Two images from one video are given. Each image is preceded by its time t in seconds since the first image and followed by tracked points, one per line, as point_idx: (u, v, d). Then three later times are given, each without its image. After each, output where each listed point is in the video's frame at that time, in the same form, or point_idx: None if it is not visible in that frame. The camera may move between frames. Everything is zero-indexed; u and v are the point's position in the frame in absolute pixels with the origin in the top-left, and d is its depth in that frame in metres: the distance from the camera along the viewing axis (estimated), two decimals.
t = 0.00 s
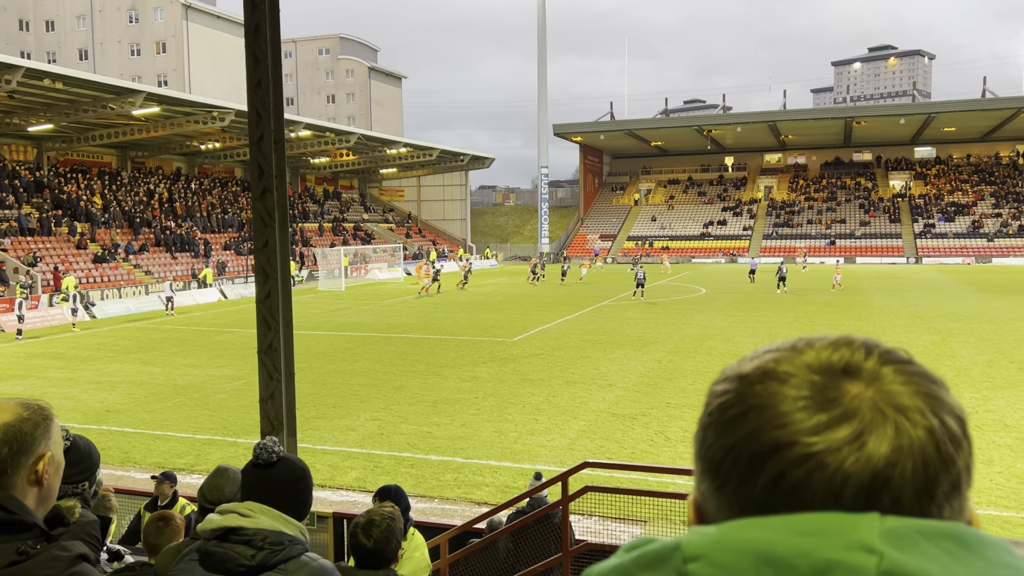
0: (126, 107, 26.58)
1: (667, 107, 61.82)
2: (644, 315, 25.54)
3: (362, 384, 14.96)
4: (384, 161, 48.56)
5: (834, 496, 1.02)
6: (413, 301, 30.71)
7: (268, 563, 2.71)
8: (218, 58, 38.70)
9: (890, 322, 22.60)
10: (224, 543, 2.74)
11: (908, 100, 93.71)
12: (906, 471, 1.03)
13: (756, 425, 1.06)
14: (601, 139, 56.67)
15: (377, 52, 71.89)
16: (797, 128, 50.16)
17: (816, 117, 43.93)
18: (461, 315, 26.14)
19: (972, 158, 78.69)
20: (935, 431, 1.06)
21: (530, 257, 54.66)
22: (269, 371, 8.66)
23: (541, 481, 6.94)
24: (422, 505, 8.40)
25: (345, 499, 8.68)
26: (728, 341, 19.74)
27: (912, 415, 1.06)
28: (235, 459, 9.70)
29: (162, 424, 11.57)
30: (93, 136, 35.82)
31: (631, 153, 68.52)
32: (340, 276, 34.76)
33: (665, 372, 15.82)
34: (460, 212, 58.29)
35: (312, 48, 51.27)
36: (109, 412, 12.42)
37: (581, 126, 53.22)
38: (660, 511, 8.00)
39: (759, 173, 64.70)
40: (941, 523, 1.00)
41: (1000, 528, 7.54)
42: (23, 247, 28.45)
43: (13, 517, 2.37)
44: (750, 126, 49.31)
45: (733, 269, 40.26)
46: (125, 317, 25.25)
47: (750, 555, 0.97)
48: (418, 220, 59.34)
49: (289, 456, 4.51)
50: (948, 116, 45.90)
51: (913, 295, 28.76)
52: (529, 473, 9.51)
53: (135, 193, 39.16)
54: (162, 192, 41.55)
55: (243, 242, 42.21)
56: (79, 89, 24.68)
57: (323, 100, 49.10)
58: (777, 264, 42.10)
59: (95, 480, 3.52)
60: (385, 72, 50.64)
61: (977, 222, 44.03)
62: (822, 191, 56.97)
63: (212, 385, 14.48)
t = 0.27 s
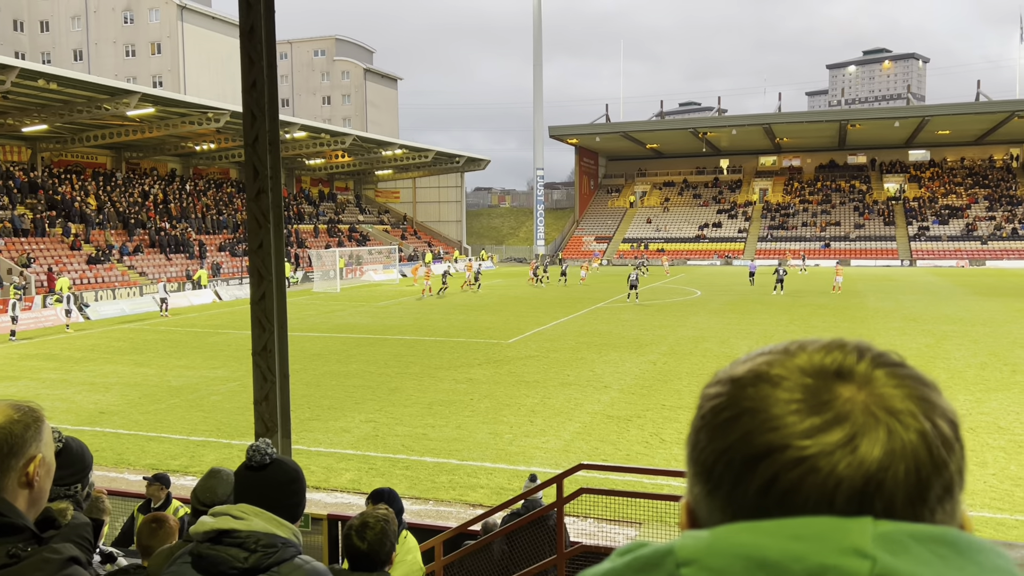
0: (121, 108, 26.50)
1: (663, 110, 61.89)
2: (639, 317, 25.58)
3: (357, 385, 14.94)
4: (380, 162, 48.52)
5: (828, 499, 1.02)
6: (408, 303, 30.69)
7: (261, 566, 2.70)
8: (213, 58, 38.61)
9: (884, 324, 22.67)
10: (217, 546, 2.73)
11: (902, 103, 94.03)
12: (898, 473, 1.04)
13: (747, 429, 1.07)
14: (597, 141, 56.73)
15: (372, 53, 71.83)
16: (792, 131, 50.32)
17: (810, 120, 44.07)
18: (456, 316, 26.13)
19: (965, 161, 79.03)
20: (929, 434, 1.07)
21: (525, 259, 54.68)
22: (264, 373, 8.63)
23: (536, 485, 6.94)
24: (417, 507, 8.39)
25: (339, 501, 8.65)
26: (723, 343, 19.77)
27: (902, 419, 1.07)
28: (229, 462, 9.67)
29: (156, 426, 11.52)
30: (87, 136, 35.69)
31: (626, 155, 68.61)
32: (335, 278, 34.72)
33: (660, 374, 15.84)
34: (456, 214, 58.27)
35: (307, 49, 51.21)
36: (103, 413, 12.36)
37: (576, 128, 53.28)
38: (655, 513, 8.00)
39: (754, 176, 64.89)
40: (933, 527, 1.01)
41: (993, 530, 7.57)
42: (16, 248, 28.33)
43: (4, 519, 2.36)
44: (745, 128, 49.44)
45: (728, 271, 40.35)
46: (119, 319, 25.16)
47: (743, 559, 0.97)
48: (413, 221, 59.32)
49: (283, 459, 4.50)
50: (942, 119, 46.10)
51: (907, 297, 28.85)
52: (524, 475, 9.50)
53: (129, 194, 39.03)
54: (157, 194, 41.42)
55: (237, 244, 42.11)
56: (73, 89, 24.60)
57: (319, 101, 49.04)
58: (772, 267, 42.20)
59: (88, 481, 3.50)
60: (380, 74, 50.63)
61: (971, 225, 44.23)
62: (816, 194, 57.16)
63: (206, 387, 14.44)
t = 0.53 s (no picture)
0: (119, 108, 26.48)
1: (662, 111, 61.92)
2: (637, 319, 25.59)
3: (355, 387, 14.92)
4: (378, 163, 48.53)
5: (834, 500, 1.02)
6: (407, 304, 30.66)
7: (259, 567, 2.70)
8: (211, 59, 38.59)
9: (882, 326, 22.69)
10: (214, 546, 2.73)
11: (900, 105, 94.16)
12: (907, 475, 1.04)
13: (755, 427, 1.06)
14: (596, 143, 56.73)
15: (371, 54, 71.83)
16: (791, 133, 50.36)
17: (809, 122, 44.13)
18: (455, 318, 26.12)
19: (963, 164, 79.22)
20: (935, 434, 1.07)
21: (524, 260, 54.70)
22: (261, 374, 8.61)
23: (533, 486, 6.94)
24: (415, 508, 8.37)
25: (337, 502, 8.64)
26: (721, 345, 19.78)
27: (911, 417, 1.07)
28: (227, 463, 9.66)
29: (154, 426, 11.51)
30: (86, 136, 35.66)
31: (625, 156, 68.63)
32: (334, 279, 34.70)
33: (658, 375, 15.85)
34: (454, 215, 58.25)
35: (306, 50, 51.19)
36: (100, 414, 12.34)
37: (575, 130, 53.32)
38: (654, 515, 8.01)
39: (753, 178, 64.92)
40: (940, 528, 1.01)
41: (992, 532, 7.58)
42: (14, 248, 28.28)
43: None
44: (744, 130, 49.47)
45: (726, 273, 40.40)
46: (117, 319, 25.13)
47: (751, 558, 0.97)
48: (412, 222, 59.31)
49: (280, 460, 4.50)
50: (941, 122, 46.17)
51: (905, 300, 28.88)
52: (522, 476, 9.50)
53: (127, 194, 38.97)
54: (155, 194, 41.37)
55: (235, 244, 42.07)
56: (71, 89, 24.56)
57: (317, 102, 49.01)
58: (771, 269, 42.24)
59: (85, 482, 3.49)
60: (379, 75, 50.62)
61: (969, 228, 44.33)
62: (815, 196, 57.19)
63: (204, 388, 14.42)
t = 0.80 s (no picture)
0: (122, 108, 26.54)
1: (664, 113, 61.96)
2: (638, 320, 25.59)
3: (356, 387, 14.93)
4: (380, 164, 48.56)
5: (842, 505, 1.02)
6: (408, 305, 30.69)
7: (260, 567, 2.69)
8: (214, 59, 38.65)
9: (884, 329, 22.67)
10: (216, 547, 2.73)
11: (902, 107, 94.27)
12: (911, 478, 1.04)
13: (758, 433, 1.06)
14: (597, 145, 56.77)
15: (373, 55, 71.92)
16: (792, 135, 50.39)
17: (810, 124, 44.14)
18: (456, 318, 26.14)
19: (965, 166, 79.25)
20: (939, 437, 1.07)
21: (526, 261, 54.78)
22: (263, 374, 8.61)
23: (534, 487, 6.93)
24: (415, 509, 8.38)
25: (338, 503, 8.64)
26: (723, 347, 19.78)
27: (916, 421, 1.06)
28: (228, 463, 9.67)
29: (155, 426, 11.52)
30: (88, 136, 35.73)
31: (627, 158, 68.76)
32: (335, 279, 34.75)
33: (659, 377, 15.85)
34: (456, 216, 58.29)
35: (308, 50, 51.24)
36: (101, 414, 12.34)
37: (577, 131, 53.37)
38: (655, 516, 8.01)
39: (754, 180, 64.99)
40: (942, 533, 1.01)
41: (993, 535, 7.58)
42: (16, 248, 28.34)
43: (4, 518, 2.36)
44: (746, 132, 49.51)
45: (728, 275, 40.39)
46: (118, 319, 25.18)
47: (755, 563, 0.96)
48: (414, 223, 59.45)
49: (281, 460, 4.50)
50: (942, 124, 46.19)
51: (906, 302, 28.89)
52: (523, 477, 9.50)
53: (129, 194, 39.04)
54: (157, 194, 41.44)
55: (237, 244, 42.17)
56: (74, 90, 24.61)
57: (319, 103, 49.05)
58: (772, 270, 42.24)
59: (86, 483, 3.49)
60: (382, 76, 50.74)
61: (970, 230, 44.36)
62: (816, 198, 57.28)
63: (205, 388, 14.42)
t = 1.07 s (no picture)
0: (129, 109, 26.67)
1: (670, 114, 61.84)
2: (644, 322, 25.55)
3: (362, 388, 14.94)
4: (386, 165, 48.62)
5: (849, 508, 1.01)
6: (413, 306, 30.72)
7: (266, 567, 2.70)
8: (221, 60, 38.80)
9: (891, 331, 22.57)
10: (222, 546, 2.73)
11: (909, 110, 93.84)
12: (919, 481, 1.03)
13: (764, 434, 1.06)
14: (603, 146, 56.75)
15: (380, 56, 72.05)
16: (799, 137, 50.22)
17: (817, 126, 44.00)
18: (461, 320, 26.15)
19: (973, 168, 78.84)
20: (949, 438, 1.06)
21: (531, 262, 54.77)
22: (269, 374, 8.63)
23: (538, 489, 6.93)
24: (420, 510, 8.37)
25: (343, 503, 8.65)
26: (728, 349, 19.72)
27: (924, 423, 1.05)
28: (233, 463, 9.69)
29: (160, 426, 11.55)
30: (96, 137, 35.91)
31: (633, 159, 68.66)
32: (340, 280, 34.80)
33: (664, 379, 15.81)
34: (462, 217, 58.33)
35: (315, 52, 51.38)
36: (108, 413, 12.39)
37: (583, 133, 53.33)
38: (661, 518, 7.99)
39: (760, 182, 64.81)
40: (948, 533, 1.01)
41: (1001, 539, 7.52)
42: (24, 248, 28.50)
43: (11, 518, 2.36)
44: (752, 134, 49.39)
45: (733, 276, 40.30)
46: (125, 319, 25.29)
47: (758, 565, 0.96)
48: (419, 225, 59.48)
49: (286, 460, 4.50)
50: (950, 126, 45.98)
51: (913, 305, 28.75)
52: (527, 479, 9.49)
53: (136, 195, 39.21)
54: (164, 195, 41.60)
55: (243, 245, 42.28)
56: (82, 90, 24.75)
57: (326, 104, 49.15)
58: (778, 273, 42.13)
59: (93, 481, 3.50)
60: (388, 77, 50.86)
61: (978, 232, 44.14)
62: (822, 200, 57.06)
63: (211, 388, 14.45)
